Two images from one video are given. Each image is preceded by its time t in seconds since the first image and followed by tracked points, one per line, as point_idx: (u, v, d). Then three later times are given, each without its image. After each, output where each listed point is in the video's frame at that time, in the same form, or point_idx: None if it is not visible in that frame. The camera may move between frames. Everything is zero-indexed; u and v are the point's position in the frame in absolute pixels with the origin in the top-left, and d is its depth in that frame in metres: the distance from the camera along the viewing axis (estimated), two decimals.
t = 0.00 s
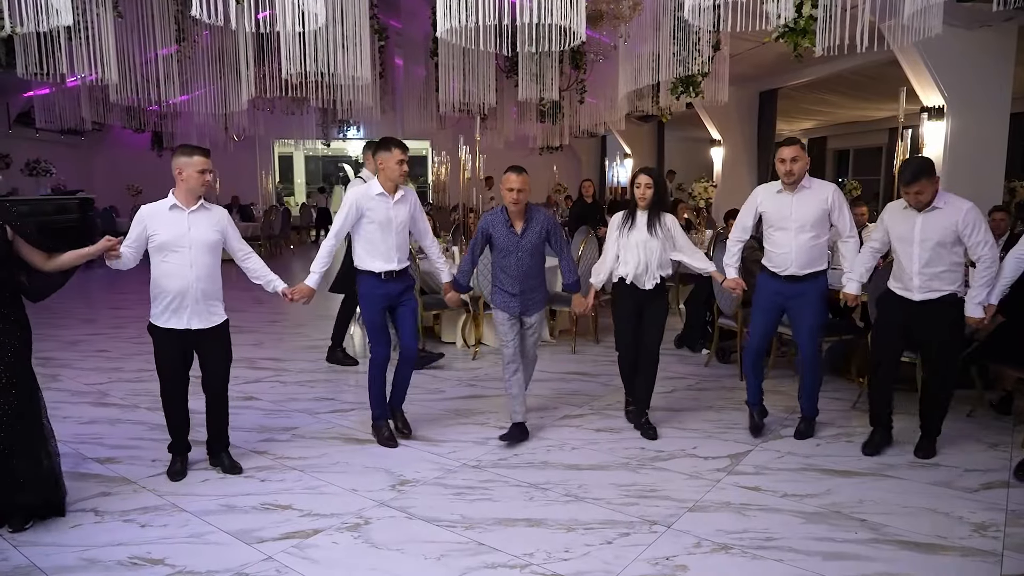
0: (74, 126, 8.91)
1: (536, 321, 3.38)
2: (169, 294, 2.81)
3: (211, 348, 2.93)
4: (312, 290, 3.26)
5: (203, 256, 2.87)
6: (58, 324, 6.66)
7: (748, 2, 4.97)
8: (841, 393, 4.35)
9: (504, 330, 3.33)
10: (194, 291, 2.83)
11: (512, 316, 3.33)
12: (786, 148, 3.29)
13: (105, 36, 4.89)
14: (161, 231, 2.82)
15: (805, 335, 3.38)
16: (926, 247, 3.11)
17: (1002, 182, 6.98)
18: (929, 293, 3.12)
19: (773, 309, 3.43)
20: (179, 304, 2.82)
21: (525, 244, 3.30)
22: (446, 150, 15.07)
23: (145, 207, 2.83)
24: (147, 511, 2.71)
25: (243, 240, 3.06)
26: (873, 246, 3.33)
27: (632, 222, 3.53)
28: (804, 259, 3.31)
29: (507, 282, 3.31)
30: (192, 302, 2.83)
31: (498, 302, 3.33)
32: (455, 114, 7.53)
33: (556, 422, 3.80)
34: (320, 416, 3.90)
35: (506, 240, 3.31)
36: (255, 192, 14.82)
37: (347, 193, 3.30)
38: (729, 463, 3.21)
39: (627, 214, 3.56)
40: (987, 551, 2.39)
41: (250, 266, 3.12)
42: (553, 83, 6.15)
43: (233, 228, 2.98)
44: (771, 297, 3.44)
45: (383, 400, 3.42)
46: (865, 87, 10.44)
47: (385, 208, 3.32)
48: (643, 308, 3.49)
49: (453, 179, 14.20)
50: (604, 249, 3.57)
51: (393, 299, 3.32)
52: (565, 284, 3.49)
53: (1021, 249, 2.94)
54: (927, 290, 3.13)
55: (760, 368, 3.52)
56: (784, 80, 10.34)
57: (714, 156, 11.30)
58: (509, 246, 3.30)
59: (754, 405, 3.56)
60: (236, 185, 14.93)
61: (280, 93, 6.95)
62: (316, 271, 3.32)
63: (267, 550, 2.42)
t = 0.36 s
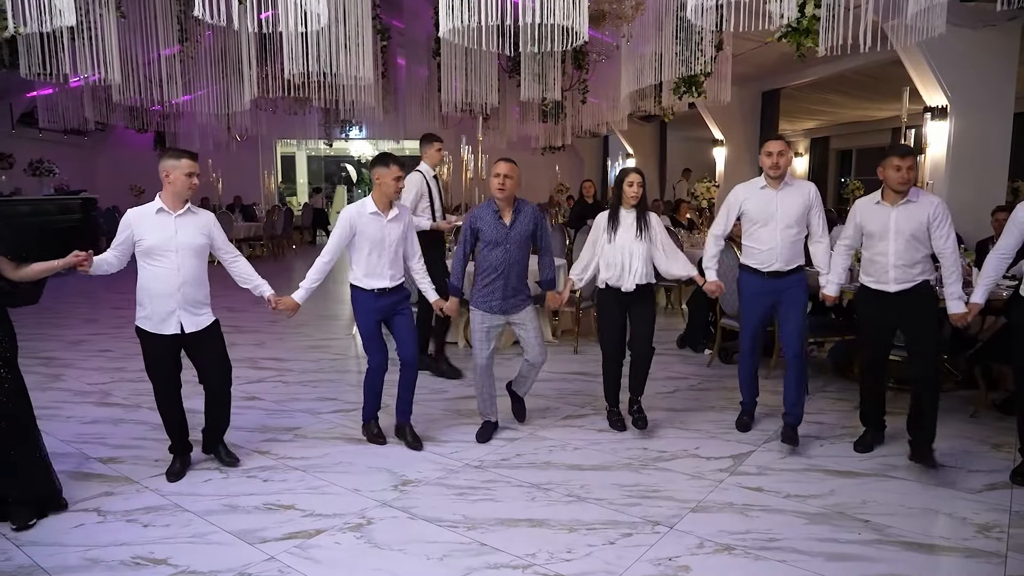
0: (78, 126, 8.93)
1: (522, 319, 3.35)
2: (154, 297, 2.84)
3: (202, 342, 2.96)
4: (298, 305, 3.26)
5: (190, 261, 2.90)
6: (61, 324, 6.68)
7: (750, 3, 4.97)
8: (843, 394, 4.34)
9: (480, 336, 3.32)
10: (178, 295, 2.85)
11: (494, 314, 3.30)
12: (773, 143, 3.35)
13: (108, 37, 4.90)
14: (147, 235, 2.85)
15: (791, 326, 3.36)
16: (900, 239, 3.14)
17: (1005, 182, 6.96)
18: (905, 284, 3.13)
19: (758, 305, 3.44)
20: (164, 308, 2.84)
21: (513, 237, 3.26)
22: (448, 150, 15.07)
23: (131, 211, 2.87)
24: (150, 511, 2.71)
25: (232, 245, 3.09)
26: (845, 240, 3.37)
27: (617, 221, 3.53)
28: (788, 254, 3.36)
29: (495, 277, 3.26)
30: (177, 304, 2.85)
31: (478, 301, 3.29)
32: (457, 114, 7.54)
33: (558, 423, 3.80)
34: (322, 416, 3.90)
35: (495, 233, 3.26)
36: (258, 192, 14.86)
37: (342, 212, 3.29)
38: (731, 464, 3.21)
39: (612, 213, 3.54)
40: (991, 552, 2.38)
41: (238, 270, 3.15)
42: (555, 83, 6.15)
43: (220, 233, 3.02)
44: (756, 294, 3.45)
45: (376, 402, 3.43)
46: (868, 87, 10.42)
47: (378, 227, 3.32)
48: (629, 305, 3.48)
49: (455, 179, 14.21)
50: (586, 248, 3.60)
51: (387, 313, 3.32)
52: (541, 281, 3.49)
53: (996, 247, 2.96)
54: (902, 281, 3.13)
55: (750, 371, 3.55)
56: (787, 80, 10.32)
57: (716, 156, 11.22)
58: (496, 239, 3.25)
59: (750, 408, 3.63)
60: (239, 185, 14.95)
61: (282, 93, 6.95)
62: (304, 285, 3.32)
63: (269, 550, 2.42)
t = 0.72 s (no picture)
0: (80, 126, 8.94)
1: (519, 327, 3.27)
2: (151, 292, 2.89)
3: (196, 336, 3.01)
4: (298, 292, 3.33)
5: (186, 255, 2.96)
6: (63, 324, 6.69)
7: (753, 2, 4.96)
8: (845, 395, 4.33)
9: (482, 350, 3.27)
10: (173, 289, 2.90)
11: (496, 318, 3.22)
12: (767, 148, 3.40)
13: (111, 37, 4.91)
14: (144, 231, 2.91)
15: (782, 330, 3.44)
16: (897, 240, 3.15)
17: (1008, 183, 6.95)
18: (901, 285, 3.14)
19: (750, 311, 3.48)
20: (159, 303, 2.90)
21: (517, 240, 3.22)
22: (449, 149, 15.07)
23: (131, 207, 2.95)
24: (152, 511, 2.72)
25: (231, 240, 3.14)
26: (837, 243, 3.38)
27: (615, 227, 3.51)
28: (784, 259, 3.39)
29: (495, 278, 3.20)
30: (172, 298, 2.90)
31: (479, 307, 3.20)
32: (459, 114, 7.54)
33: (560, 423, 3.79)
34: (324, 416, 3.91)
35: (499, 233, 3.21)
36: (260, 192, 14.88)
37: (336, 200, 3.30)
38: (733, 464, 3.20)
39: (609, 221, 3.53)
40: (993, 553, 2.38)
41: (239, 265, 3.21)
42: (557, 83, 6.15)
43: (218, 229, 3.07)
44: (749, 299, 3.49)
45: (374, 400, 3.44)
46: (870, 87, 10.41)
47: (373, 215, 3.30)
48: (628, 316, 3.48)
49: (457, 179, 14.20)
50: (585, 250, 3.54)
51: (378, 305, 3.32)
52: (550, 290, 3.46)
53: (995, 255, 2.96)
54: (898, 283, 3.14)
55: (750, 371, 3.55)
56: (790, 80, 10.31)
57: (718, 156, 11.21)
58: (501, 238, 3.21)
59: (752, 402, 3.60)
60: (241, 185, 14.97)
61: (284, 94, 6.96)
62: (302, 272, 3.38)
63: (271, 550, 2.43)
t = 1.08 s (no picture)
0: (83, 126, 8.96)
1: (512, 324, 3.25)
2: (146, 283, 2.98)
3: (187, 331, 3.10)
4: (297, 280, 3.33)
5: (179, 250, 3.04)
6: (66, 324, 6.70)
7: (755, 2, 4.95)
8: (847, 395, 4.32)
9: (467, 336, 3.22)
10: (165, 282, 2.98)
11: (484, 316, 3.21)
12: (751, 144, 3.47)
13: (113, 37, 4.92)
14: (139, 226, 3.01)
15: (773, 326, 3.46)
16: (888, 239, 3.19)
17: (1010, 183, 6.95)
18: (892, 284, 3.18)
19: (741, 305, 3.49)
20: (154, 294, 2.99)
21: (506, 236, 3.18)
22: (451, 149, 15.08)
23: (129, 205, 3.07)
24: (155, 511, 2.72)
25: (229, 232, 3.21)
26: (819, 244, 3.41)
27: (614, 224, 3.51)
28: (775, 250, 3.42)
29: (486, 277, 3.18)
30: (166, 290, 2.99)
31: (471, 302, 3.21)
32: (461, 114, 7.55)
33: (562, 423, 3.80)
34: (326, 416, 3.92)
35: (487, 232, 3.18)
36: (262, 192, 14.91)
37: (331, 193, 3.34)
38: (735, 464, 3.20)
39: (608, 214, 3.52)
40: (995, 553, 2.38)
41: (239, 256, 3.29)
42: (559, 84, 6.15)
43: (215, 225, 3.14)
44: (740, 292, 3.49)
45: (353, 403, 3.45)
46: (872, 88, 10.40)
47: (365, 208, 3.31)
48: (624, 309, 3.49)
49: (459, 179, 14.21)
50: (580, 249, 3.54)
51: (366, 301, 3.31)
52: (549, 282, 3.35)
53: (976, 251, 3.05)
54: (888, 281, 3.18)
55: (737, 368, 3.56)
56: (792, 80, 10.29)
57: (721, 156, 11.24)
58: (490, 239, 3.17)
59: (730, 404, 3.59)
60: (243, 185, 15.00)
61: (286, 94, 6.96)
62: (300, 260, 3.41)
63: (274, 550, 2.43)
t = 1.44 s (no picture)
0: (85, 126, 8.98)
1: (503, 320, 3.24)
2: (126, 287, 3.08)
3: (168, 335, 3.14)
4: (272, 288, 3.38)
5: (157, 254, 3.10)
6: (68, 324, 6.71)
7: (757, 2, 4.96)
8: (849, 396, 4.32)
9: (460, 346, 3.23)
10: (142, 286, 3.06)
11: (472, 314, 3.20)
12: (732, 152, 3.44)
13: (115, 38, 4.93)
14: (120, 230, 3.09)
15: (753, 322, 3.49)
16: (866, 236, 3.26)
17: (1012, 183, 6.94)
18: (868, 280, 3.27)
19: (720, 302, 3.54)
20: (133, 298, 3.08)
21: (492, 232, 3.19)
22: (453, 149, 15.08)
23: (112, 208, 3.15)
24: (157, 510, 2.73)
25: (209, 236, 3.25)
26: (814, 235, 3.45)
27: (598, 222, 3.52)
28: (754, 250, 3.46)
29: (474, 274, 3.17)
30: (143, 295, 3.06)
31: (459, 303, 3.20)
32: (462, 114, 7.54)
33: (563, 423, 3.80)
34: (328, 416, 3.92)
35: (474, 227, 3.18)
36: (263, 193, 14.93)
37: (313, 198, 3.38)
38: (736, 465, 3.20)
39: (591, 213, 3.53)
40: (997, 554, 2.38)
41: (216, 261, 3.28)
42: (560, 84, 6.14)
43: (194, 228, 3.18)
44: (721, 290, 3.54)
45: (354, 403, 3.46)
46: (874, 87, 10.40)
47: (347, 210, 3.34)
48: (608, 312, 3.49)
49: (460, 179, 14.22)
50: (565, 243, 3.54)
51: (350, 304, 3.31)
52: (524, 280, 3.40)
53: (962, 242, 3.10)
54: (865, 277, 3.27)
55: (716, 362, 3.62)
56: (794, 80, 10.29)
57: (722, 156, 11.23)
58: (477, 234, 3.18)
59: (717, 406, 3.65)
60: (245, 185, 15.01)
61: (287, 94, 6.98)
62: (279, 271, 3.43)
63: (276, 549, 2.43)
